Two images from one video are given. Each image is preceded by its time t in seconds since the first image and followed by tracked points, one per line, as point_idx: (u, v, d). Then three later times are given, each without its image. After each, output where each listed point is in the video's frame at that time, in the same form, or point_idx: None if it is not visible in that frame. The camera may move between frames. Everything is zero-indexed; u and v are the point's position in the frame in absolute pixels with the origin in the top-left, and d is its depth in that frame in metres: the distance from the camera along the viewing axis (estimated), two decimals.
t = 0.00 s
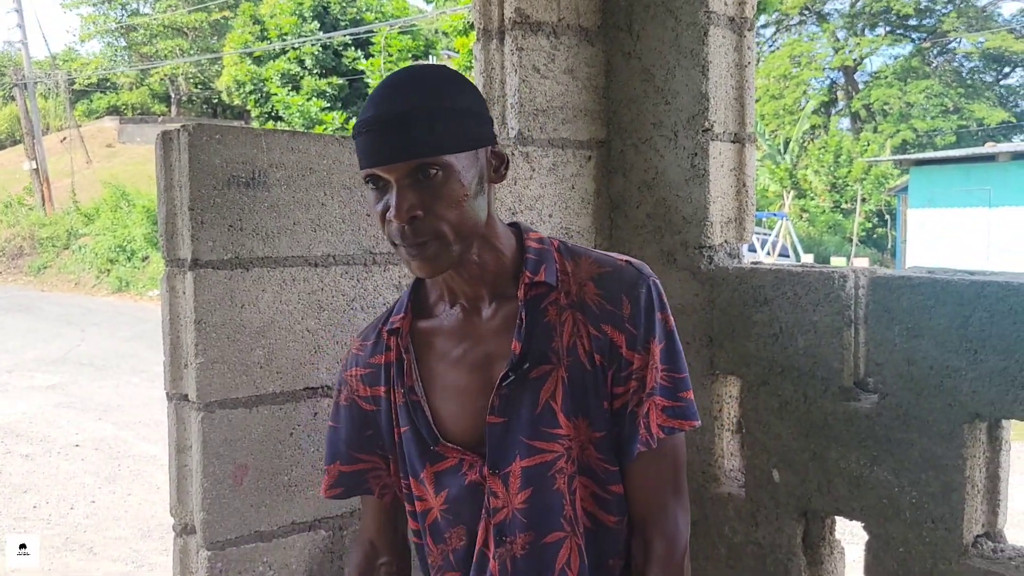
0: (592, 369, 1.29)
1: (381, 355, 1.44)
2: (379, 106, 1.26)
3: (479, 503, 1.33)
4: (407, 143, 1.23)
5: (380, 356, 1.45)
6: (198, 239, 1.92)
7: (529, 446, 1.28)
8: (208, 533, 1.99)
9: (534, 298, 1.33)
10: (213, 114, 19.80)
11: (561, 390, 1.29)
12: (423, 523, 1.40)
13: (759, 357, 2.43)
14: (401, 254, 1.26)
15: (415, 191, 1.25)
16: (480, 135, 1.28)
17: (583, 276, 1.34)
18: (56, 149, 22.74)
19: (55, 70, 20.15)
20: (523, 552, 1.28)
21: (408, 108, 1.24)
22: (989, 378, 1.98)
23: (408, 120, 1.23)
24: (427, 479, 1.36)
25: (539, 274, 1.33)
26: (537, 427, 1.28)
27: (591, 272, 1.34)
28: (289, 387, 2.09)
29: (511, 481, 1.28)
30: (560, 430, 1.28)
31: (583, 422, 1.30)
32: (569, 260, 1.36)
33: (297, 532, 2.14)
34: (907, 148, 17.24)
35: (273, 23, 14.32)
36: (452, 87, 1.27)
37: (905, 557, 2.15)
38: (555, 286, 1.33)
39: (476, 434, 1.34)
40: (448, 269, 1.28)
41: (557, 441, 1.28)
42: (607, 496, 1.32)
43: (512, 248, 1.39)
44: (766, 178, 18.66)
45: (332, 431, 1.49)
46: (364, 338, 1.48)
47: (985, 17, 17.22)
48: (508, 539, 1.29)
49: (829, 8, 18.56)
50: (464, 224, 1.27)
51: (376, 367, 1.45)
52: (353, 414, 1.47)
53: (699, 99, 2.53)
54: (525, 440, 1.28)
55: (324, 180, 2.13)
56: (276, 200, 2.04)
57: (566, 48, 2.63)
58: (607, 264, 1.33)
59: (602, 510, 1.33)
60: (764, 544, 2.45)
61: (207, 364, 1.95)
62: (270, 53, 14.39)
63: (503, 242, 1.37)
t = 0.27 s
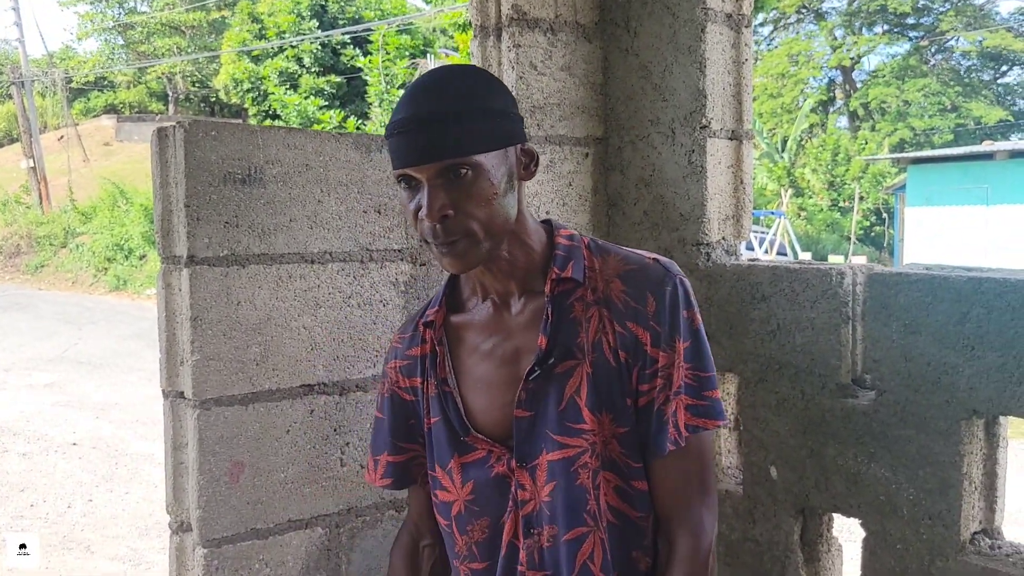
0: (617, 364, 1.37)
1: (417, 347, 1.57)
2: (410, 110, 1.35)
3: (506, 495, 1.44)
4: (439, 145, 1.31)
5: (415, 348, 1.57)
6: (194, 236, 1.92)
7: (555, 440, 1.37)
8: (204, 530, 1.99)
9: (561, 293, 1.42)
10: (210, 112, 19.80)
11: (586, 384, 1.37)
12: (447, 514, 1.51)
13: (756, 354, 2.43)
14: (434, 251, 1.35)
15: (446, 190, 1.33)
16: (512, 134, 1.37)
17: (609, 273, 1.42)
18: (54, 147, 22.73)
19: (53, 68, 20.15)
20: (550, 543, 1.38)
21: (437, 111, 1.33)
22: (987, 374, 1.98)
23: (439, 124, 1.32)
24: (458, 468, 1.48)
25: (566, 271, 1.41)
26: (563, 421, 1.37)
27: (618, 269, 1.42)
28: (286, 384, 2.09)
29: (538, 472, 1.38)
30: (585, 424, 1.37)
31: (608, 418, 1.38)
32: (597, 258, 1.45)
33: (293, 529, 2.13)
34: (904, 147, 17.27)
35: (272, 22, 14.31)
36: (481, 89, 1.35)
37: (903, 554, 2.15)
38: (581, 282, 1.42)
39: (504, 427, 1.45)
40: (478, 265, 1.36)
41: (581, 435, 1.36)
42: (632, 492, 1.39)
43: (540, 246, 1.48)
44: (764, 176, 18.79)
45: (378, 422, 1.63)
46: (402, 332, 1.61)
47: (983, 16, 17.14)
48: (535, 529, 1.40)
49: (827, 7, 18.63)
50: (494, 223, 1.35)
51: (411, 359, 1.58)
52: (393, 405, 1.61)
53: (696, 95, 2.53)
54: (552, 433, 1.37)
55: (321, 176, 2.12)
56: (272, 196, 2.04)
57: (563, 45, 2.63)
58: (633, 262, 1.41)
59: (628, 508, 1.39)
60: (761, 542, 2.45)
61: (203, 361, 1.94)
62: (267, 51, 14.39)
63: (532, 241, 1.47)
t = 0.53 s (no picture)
0: (634, 360, 1.45)
1: (433, 342, 1.66)
2: (435, 107, 1.44)
3: (526, 488, 1.53)
4: (462, 141, 1.40)
5: (432, 344, 1.67)
6: (194, 234, 1.92)
7: (574, 435, 1.46)
8: (204, 528, 1.98)
9: (578, 290, 1.50)
10: (209, 111, 19.85)
11: (603, 378, 1.45)
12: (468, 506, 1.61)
13: (756, 351, 2.42)
14: (456, 243, 1.43)
15: (469, 185, 1.42)
16: (530, 132, 1.46)
17: (626, 270, 1.50)
18: (54, 147, 22.76)
19: (52, 68, 20.17)
20: (573, 534, 1.47)
21: (461, 107, 1.42)
22: (987, 372, 1.97)
23: (463, 120, 1.41)
24: (478, 461, 1.57)
25: (583, 268, 1.50)
26: (581, 416, 1.45)
27: (634, 266, 1.50)
28: (285, 383, 2.08)
29: (559, 466, 1.47)
30: (603, 419, 1.45)
31: (626, 412, 1.46)
32: (614, 256, 1.52)
33: (293, 528, 2.13)
34: (903, 146, 17.27)
35: (272, 20, 14.28)
36: (501, 88, 1.44)
37: (902, 553, 2.15)
38: (599, 279, 1.50)
39: (523, 420, 1.53)
40: (497, 258, 1.44)
41: (599, 429, 1.45)
42: (650, 485, 1.46)
43: (557, 244, 1.57)
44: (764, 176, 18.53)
45: (393, 417, 1.73)
46: (420, 328, 1.70)
47: (983, 14, 17.12)
48: (557, 521, 1.49)
49: (827, 5, 18.61)
50: (515, 218, 1.43)
51: (428, 354, 1.67)
52: (408, 399, 1.70)
53: (696, 94, 2.52)
54: (571, 428, 1.46)
55: (321, 174, 2.12)
56: (272, 194, 2.04)
57: (563, 43, 2.62)
58: (649, 259, 1.49)
59: (647, 501, 1.47)
60: (761, 540, 2.45)
61: (202, 360, 1.94)
62: (267, 50, 14.38)
63: (549, 240, 1.56)
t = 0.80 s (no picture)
0: (642, 359, 1.46)
1: (439, 338, 1.67)
2: (443, 107, 1.45)
3: (531, 487, 1.52)
4: (471, 140, 1.41)
5: (437, 340, 1.67)
6: (194, 235, 1.92)
7: (583, 433, 1.46)
8: (205, 529, 1.98)
9: (586, 288, 1.51)
10: (209, 111, 19.91)
11: (611, 377, 1.47)
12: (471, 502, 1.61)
13: (756, 352, 2.43)
14: (463, 243, 1.43)
15: (476, 184, 1.43)
16: (538, 131, 1.47)
17: (634, 271, 1.51)
18: (54, 147, 22.74)
19: (52, 68, 20.17)
20: (580, 532, 1.47)
21: (468, 107, 1.43)
22: (987, 373, 1.97)
23: (470, 121, 1.42)
24: (482, 458, 1.56)
25: (592, 267, 1.51)
26: (590, 414, 1.46)
27: (642, 267, 1.51)
28: (286, 384, 2.08)
29: (566, 464, 1.47)
30: (612, 417, 1.46)
31: (634, 412, 1.47)
32: (622, 256, 1.54)
33: (293, 529, 2.13)
34: (903, 146, 17.30)
35: (273, 20, 14.22)
36: (509, 88, 1.46)
37: (902, 553, 2.15)
38: (607, 279, 1.51)
39: (530, 419, 1.54)
40: (505, 256, 1.44)
41: (607, 428, 1.46)
42: (656, 485, 1.47)
43: (566, 244, 1.59)
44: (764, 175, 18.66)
45: (393, 411, 1.72)
46: (426, 324, 1.70)
47: (982, 15, 17.16)
48: (563, 520, 1.48)
49: (826, 5, 18.59)
50: (523, 216, 1.44)
51: (432, 351, 1.68)
52: (410, 393, 1.69)
53: (696, 95, 2.53)
54: (579, 426, 1.47)
55: (321, 176, 2.12)
56: (273, 195, 2.04)
57: (563, 45, 2.63)
58: (657, 260, 1.51)
59: (654, 500, 1.47)
60: (761, 541, 2.45)
61: (203, 361, 1.94)
62: (268, 49, 14.39)
63: (558, 240, 1.57)
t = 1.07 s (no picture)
0: (640, 362, 1.47)
1: (435, 341, 1.67)
2: (442, 117, 1.45)
3: (529, 488, 1.53)
4: (471, 148, 1.41)
5: (434, 343, 1.68)
6: (193, 236, 1.92)
7: (581, 436, 1.46)
8: (203, 531, 1.98)
9: (585, 292, 1.52)
10: (207, 111, 19.94)
11: (609, 380, 1.47)
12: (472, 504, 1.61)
13: (754, 353, 2.43)
14: (463, 250, 1.44)
15: (477, 191, 1.43)
16: (537, 137, 1.47)
17: (632, 273, 1.51)
18: (51, 147, 22.71)
19: (50, 68, 20.15)
20: (578, 533, 1.48)
21: (467, 117, 1.43)
22: (985, 374, 1.98)
23: (470, 131, 1.42)
24: (481, 461, 1.57)
25: (590, 271, 1.51)
26: (588, 417, 1.46)
27: (640, 270, 1.51)
28: (284, 384, 2.09)
29: (564, 467, 1.47)
30: (610, 419, 1.46)
31: (632, 413, 1.47)
32: (619, 259, 1.54)
33: (291, 530, 2.13)
34: (902, 147, 17.31)
35: (272, 19, 14.19)
36: (507, 95, 1.45)
37: (900, 554, 2.15)
38: (605, 282, 1.52)
39: (528, 422, 1.54)
40: (505, 263, 1.45)
41: (605, 430, 1.46)
42: (654, 484, 1.48)
43: (562, 247, 1.59)
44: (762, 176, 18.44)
45: (397, 412, 1.73)
46: (422, 327, 1.70)
47: (980, 16, 17.19)
48: (562, 521, 1.49)
49: (824, 6, 18.56)
50: (522, 223, 1.45)
51: (430, 353, 1.68)
52: (413, 396, 1.71)
53: (694, 96, 2.52)
54: (577, 429, 1.47)
55: (319, 177, 2.12)
56: (271, 197, 2.04)
57: (561, 46, 2.63)
58: (655, 263, 1.50)
59: (649, 500, 1.49)
60: (759, 541, 2.45)
61: (201, 362, 1.94)
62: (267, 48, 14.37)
63: (555, 243, 1.57)
